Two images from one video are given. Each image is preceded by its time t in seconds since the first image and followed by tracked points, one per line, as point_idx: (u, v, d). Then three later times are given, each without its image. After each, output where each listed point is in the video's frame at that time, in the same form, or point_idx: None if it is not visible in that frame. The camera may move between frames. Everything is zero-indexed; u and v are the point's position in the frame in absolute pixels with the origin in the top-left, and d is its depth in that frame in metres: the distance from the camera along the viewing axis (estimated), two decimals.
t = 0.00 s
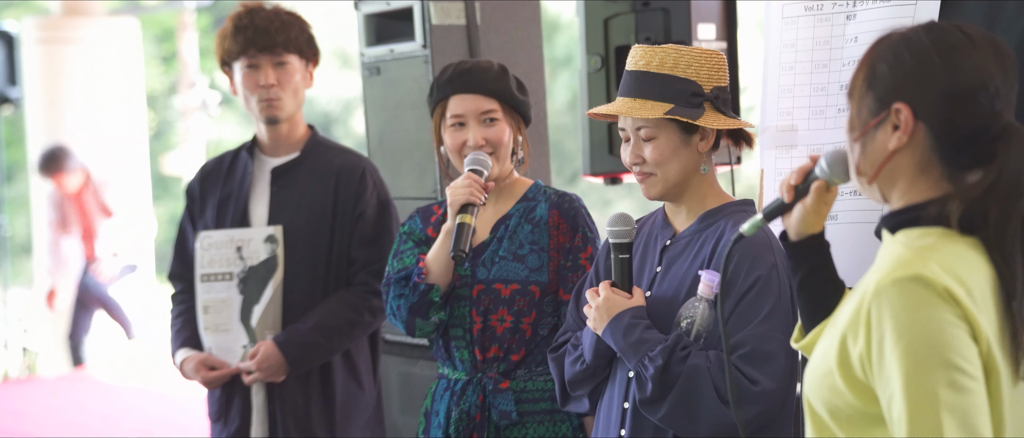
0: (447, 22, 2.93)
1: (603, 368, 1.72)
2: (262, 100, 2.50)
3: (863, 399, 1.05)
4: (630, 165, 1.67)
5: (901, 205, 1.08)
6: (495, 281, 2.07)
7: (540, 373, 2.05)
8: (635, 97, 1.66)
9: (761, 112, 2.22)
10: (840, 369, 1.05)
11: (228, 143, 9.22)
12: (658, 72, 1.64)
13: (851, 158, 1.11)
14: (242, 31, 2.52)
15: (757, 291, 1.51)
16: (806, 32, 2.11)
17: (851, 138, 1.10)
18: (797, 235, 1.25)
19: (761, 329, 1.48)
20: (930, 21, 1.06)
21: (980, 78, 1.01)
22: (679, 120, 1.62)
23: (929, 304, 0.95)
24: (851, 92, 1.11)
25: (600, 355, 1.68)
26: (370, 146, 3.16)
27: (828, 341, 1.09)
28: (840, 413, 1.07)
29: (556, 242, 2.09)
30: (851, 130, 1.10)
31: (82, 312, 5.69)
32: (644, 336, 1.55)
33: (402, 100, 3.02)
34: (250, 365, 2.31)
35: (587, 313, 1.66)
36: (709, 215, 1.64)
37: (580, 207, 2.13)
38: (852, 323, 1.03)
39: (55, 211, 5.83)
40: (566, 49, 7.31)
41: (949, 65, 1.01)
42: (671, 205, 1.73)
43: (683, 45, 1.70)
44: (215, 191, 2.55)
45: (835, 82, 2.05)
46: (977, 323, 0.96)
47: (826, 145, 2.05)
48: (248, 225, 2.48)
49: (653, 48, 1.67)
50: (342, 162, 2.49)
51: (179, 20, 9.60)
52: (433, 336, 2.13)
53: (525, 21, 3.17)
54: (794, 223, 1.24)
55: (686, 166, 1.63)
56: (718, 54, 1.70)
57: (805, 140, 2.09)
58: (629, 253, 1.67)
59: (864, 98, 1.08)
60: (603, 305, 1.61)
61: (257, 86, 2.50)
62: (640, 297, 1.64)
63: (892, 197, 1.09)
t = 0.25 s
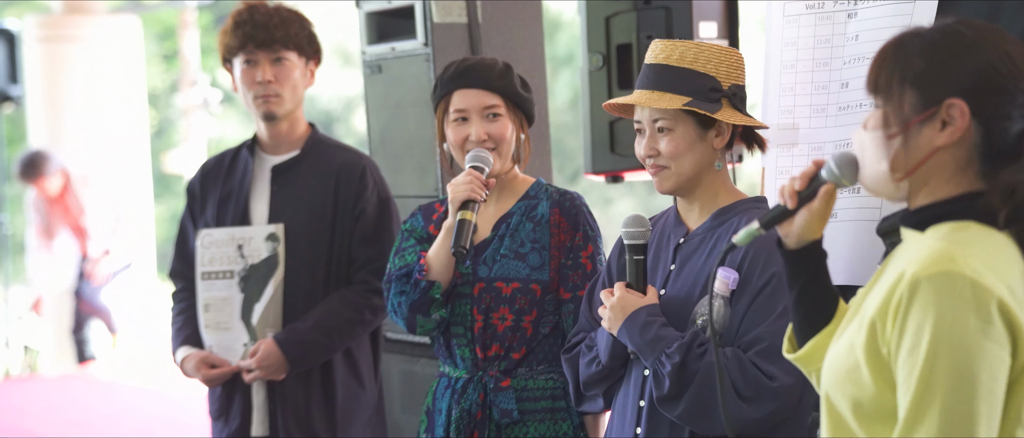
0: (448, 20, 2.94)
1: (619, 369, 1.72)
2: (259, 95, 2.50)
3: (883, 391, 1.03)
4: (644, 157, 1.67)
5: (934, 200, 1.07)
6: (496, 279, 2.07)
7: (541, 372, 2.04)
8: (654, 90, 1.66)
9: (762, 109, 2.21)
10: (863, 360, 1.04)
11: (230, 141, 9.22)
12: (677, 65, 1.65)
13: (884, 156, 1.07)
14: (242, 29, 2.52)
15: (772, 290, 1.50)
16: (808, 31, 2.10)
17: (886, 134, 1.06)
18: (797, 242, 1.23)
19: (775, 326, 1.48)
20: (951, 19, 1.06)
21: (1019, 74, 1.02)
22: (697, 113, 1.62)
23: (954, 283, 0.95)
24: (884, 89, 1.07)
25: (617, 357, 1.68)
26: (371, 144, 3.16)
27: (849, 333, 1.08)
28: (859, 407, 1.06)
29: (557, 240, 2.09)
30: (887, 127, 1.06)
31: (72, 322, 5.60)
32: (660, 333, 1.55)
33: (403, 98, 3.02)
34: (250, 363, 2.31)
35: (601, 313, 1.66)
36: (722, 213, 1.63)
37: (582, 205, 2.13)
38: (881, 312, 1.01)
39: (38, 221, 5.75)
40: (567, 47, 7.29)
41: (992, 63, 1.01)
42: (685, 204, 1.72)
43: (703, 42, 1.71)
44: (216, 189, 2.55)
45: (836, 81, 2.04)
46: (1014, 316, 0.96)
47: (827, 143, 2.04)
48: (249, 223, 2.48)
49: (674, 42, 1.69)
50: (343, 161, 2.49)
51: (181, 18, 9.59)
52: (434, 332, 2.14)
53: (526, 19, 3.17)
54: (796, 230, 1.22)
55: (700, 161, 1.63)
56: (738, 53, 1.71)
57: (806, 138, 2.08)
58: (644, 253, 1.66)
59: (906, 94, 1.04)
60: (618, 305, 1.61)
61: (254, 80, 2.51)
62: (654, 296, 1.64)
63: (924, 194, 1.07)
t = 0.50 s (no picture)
0: (449, 18, 2.94)
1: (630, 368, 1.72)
2: (257, 91, 2.50)
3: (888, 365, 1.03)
4: (657, 146, 1.66)
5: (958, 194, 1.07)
6: (497, 278, 2.07)
7: (542, 371, 2.04)
8: (674, 80, 1.65)
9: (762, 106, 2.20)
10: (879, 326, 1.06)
11: (232, 141, 9.22)
12: (699, 57, 1.64)
13: (913, 151, 1.06)
14: (242, 28, 2.53)
15: (776, 291, 1.50)
16: (809, 29, 2.10)
17: (916, 129, 1.05)
18: (801, 247, 1.18)
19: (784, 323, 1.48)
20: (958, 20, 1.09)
21: None
22: (715, 105, 1.62)
23: (997, 274, 0.97)
24: (909, 86, 1.06)
25: (627, 356, 1.67)
26: (372, 143, 3.16)
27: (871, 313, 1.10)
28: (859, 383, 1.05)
29: (558, 239, 2.09)
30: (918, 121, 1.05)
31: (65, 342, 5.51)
32: (670, 330, 1.55)
33: (404, 96, 3.02)
34: (250, 362, 2.32)
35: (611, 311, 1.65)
36: (731, 210, 1.63)
37: (583, 203, 2.12)
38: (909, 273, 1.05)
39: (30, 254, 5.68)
40: (569, 45, 7.27)
41: (1008, 59, 1.05)
42: (694, 202, 1.72)
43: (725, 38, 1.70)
44: (216, 187, 2.55)
45: (837, 79, 2.03)
46: None
47: (828, 141, 2.04)
48: (249, 222, 2.48)
49: (698, 35, 1.67)
50: (343, 159, 2.49)
51: (182, 17, 9.59)
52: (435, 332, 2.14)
53: (526, 18, 3.17)
54: (801, 234, 1.17)
55: (713, 155, 1.63)
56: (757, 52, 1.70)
57: (807, 137, 2.08)
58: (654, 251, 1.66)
59: (935, 90, 1.05)
60: (628, 301, 1.61)
61: (253, 76, 2.51)
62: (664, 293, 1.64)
63: (947, 189, 1.07)
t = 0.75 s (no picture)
0: (450, 17, 2.94)
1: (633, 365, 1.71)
2: (258, 90, 2.50)
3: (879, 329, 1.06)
4: (669, 143, 1.65)
5: (965, 192, 1.10)
6: (498, 277, 2.07)
7: (543, 370, 2.04)
8: (687, 76, 1.63)
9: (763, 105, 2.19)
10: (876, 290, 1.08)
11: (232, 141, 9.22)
12: (714, 55, 1.62)
13: (909, 157, 1.10)
14: (243, 27, 2.53)
15: (779, 290, 1.50)
16: (809, 28, 2.10)
17: (909, 136, 1.09)
18: (802, 258, 1.22)
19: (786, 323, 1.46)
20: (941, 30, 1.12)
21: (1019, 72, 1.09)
22: (729, 103, 1.62)
23: (1005, 248, 1.02)
24: (900, 96, 1.10)
25: (631, 351, 1.66)
26: (373, 142, 3.16)
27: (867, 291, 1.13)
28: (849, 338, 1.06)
29: (558, 237, 2.09)
30: (911, 128, 1.09)
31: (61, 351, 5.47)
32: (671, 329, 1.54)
33: (404, 96, 3.02)
34: (250, 361, 2.32)
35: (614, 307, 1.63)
36: (738, 209, 1.63)
37: (583, 202, 2.12)
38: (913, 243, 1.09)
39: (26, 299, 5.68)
40: (569, 44, 7.26)
41: (997, 62, 1.08)
42: (703, 200, 1.72)
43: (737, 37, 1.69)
44: (216, 186, 2.55)
45: (838, 78, 2.04)
46: None
47: (829, 140, 2.04)
48: (249, 221, 2.48)
49: (712, 34, 1.66)
50: (344, 158, 2.49)
51: (183, 17, 9.60)
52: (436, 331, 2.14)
53: (527, 17, 3.17)
54: (802, 245, 1.20)
55: (726, 152, 1.63)
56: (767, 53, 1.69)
57: (807, 135, 2.07)
58: (659, 248, 1.66)
59: (926, 98, 1.08)
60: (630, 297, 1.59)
61: (253, 76, 2.51)
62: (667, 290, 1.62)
63: (951, 189, 1.11)
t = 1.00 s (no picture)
0: (450, 17, 2.95)
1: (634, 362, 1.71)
2: (258, 90, 2.50)
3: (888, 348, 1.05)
4: (673, 148, 1.65)
5: (957, 191, 1.10)
6: (498, 277, 2.07)
7: (542, 369, 2.05)
8: (686, 80, 1.64)
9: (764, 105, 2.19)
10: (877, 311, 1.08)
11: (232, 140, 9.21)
12: (712, 58, 1.62)
13: (905, 153, 1.10)
14: (244, 27, 2.53)
15: (778, 291, 1.50)
16: (810, 28, 2.10)
17: (908, 132, 1.09)
18: (802, 253, 1.19)
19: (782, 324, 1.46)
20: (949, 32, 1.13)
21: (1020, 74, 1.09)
22: (729, 105, 1.61)
23: (990, 249, 1.01)
24: (901, 92, 1.10)
25: (632, 350, 1.66)
26: (373, 142, 3.17)
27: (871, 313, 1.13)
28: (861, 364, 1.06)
29: (558, 237, 2.09)
30: (909, 123, 1.09)
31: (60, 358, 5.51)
32: (669, 326, 1.54)
33: (404, 96, 3.03)
34: (250, 360, 2.32)
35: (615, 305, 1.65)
36: (742, 210, 1.63)
37: (582, 202, 2.13)
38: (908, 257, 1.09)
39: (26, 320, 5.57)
40: (569, 43, 7.26)
41: (998, 63, 1.08)
42: (706, 200, 1.72)
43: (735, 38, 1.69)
44: (216, 186, 2.56)
45: (839, 78, 2.04)
46: None
47: (831, 141, 2.05)
48: (249, 220, 2.48)
49: (709, 36, 1.66)
50: (344, 158, 2.49)
51: (183, 16, 9.60)
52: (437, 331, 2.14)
53: (527, 17, 3.17)
54: (802, 242, 1.18)
55: (728, 154, 1.62)
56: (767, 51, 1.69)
57: (810, 136, 2.08)
58: (660, 247, 1.67)
59: (926, 95, 1.08)
60: (630, 296, 1.61)
61: (254, 76, 2.51)
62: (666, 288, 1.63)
63: (944, 188, 1.11)
